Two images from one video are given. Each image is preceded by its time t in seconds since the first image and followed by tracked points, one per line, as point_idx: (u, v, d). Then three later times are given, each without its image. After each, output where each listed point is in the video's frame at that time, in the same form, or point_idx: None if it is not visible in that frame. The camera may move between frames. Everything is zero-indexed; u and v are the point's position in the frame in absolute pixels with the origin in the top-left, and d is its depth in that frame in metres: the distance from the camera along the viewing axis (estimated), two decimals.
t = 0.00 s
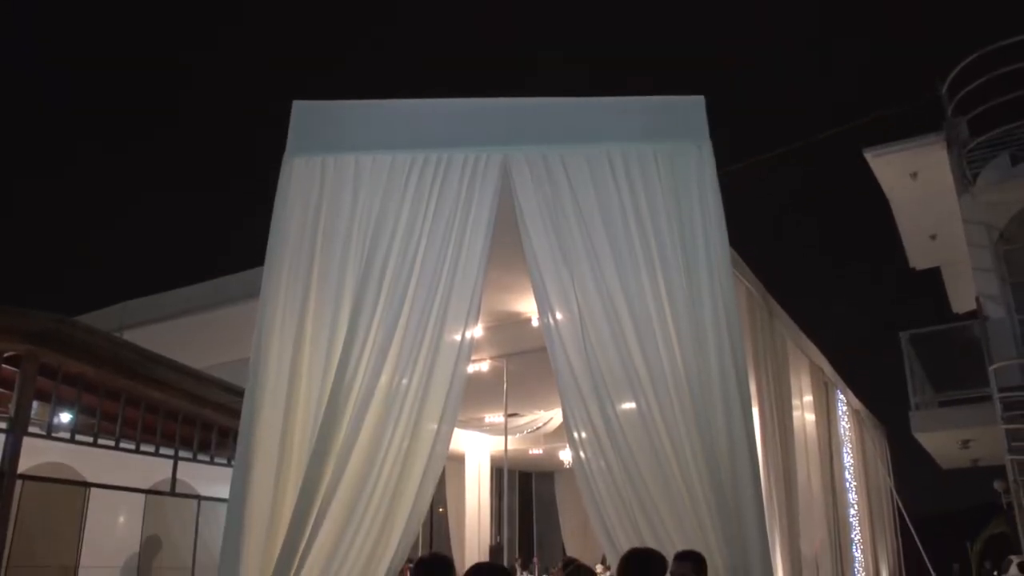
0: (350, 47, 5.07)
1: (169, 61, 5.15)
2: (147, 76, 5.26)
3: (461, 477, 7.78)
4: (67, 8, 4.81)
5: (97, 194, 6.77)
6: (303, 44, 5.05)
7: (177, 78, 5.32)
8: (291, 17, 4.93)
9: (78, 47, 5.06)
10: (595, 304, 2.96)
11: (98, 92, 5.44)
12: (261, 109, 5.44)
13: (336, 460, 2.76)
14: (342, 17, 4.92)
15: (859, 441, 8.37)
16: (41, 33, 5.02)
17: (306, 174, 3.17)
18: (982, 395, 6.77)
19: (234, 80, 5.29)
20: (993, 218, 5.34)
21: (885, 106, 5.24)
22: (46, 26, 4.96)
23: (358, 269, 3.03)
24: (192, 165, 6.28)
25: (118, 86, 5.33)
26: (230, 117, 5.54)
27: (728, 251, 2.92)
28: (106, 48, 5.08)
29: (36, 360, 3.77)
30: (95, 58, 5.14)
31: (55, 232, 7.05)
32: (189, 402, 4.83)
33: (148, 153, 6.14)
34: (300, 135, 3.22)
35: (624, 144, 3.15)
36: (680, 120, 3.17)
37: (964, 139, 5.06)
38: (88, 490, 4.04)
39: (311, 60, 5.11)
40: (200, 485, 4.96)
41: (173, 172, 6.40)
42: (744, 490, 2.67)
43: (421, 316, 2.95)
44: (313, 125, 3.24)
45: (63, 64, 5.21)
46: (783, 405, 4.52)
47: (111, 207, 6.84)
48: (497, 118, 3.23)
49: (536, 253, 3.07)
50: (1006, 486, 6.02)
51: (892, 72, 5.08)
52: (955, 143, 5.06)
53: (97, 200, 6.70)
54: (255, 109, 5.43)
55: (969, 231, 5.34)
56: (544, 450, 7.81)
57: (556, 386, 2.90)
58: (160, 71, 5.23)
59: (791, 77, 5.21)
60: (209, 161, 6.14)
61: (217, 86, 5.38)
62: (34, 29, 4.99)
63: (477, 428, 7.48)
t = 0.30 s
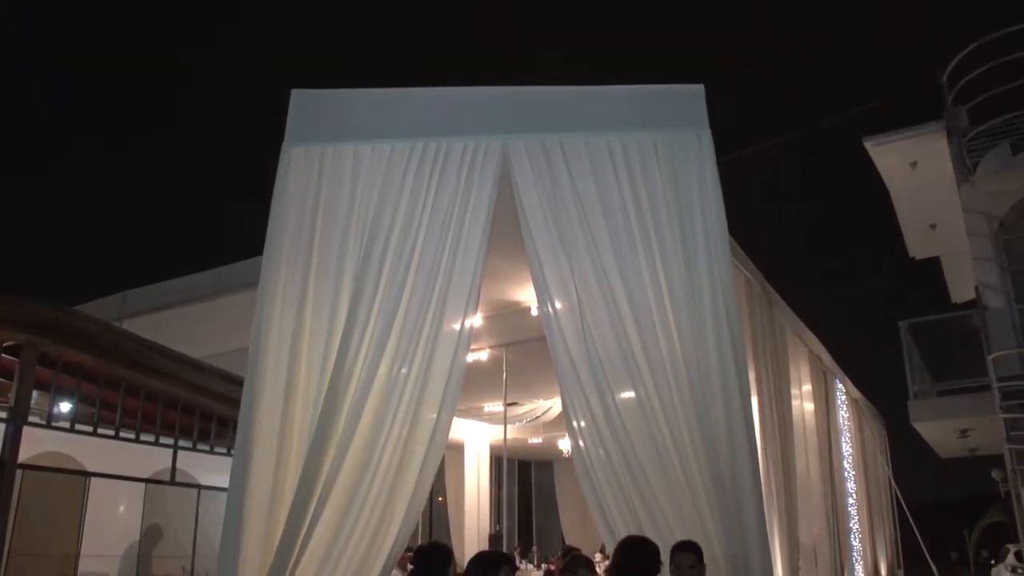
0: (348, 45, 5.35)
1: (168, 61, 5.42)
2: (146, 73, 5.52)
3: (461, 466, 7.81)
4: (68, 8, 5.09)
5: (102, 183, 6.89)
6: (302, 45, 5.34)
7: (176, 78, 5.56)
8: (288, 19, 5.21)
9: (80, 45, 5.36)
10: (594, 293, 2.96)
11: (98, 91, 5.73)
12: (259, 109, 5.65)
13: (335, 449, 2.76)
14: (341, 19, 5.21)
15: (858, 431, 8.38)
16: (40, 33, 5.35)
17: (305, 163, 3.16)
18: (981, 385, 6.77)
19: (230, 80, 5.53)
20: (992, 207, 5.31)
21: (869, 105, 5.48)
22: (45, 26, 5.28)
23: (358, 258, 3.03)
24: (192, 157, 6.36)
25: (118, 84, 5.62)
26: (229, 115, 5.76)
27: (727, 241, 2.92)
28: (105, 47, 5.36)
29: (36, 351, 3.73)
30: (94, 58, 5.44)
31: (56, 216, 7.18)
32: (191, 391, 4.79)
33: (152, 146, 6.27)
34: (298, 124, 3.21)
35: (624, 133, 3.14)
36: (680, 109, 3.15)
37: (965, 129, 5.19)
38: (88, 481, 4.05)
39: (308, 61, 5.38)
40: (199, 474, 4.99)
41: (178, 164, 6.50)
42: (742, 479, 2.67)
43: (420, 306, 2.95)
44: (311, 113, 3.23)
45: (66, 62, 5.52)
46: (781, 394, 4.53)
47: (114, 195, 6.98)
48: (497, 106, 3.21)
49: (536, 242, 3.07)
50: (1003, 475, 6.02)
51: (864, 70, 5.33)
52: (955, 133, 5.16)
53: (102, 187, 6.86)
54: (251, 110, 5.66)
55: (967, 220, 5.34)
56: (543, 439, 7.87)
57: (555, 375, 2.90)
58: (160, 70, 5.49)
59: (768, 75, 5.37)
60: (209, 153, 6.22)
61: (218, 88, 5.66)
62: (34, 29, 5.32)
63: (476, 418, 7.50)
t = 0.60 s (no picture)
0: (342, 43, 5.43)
1: (169, 61, 5.56)
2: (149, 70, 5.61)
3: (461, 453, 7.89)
4: (69, 8, 5.12)
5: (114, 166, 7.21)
6: (302, 44, 5.44)
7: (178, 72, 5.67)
8: (288, 17, 5.27)
9: (82, 45, 5.45)
10: (593, 283, 2.96)
11: (103, 83, 5.87)
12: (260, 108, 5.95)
13: (335, 438, 2.77)
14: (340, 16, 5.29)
15: (856, 421, 8.42)
16: (40, 34, 5.44)
17: (304, 150, 3.16)
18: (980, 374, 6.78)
19: (236, 77, 5.71)
20: (993, 196, 5.32)
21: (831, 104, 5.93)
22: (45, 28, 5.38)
23: (356, 247, 3.03)
24: (199, 146, 6.66)
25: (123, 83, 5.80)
26: (233, 111, 6.05)
27: (726, 230, 2.91)
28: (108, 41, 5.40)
29: (36, 340, 3.76)
30: (95, 58, 5.55)
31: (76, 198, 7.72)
32: (189, 379, 4.84)
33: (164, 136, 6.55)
34: (297, 111, 3.20)
35: (623, 120, 3.14)
36: (679, 97, 3.15)
37: (964, 117, 5.17)
38: (90, 470, 4.06)
39: (305, 61, 5.47)
40: (200, 463, 4.99)
41: (188, 152, 6.82)
42: (742, 468, 2.68)
43: (420, 295, 2.95)
44: (310, 101, 3.22)
45: (59, 64, 5.70)
46: (780, 383, 4.54)
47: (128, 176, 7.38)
48: (495, 93, 3.21)
49: (535, 231, 3.07)
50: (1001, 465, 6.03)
51: (838, 70, 5.61)
52: (954, 122, 5.16)
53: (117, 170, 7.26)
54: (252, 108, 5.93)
55: (968, 210, 5.34)
56: (543, 427, 7.93)
57: (554, 364, 2.91)
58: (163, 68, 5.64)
59: (753, 69, 5.54)
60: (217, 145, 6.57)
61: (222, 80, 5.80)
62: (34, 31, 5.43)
63: (476, 406, 7.49)
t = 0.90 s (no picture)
0: (335, 38, 5.85)
1: (169, 61, 6.00)
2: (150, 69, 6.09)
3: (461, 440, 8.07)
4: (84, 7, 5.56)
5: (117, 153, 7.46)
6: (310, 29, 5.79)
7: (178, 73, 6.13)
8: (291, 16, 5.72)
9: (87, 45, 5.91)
10: (593, 271, 2.96)
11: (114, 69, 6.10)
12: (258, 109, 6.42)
13: (335, 426, 2.77)
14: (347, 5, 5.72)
15: (856, 410, 8.43)
16: (41, 33, 5.96)
17: (304, 138, 3.15)
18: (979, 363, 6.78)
19: (248, 63, 6.06)
20: (993, 184, 5.29)
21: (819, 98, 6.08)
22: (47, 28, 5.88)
23: (356, 235, 3.02)
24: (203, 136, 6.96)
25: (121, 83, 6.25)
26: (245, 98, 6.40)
27: (726, 219, 2.91)
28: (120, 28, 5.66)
29: (36, 329, 3.76)
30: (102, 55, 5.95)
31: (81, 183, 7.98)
32: (189, 368, 4.83)
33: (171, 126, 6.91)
34: (296, 99, 3.19)
35: (622, 109, 3.13)
36: (679, 85, 3.13)
37: (965, 106, 5.08)
38: (90, 459, 4.08)
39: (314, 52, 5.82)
40: (200, 452, 5.00)
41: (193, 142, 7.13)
42: (741, 457, 2.69)
43: (420, 284, 2.95)
44: (309, 89, 3.21)
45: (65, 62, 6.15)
46: (780, 373, 4.55)
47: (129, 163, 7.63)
48: (495, 81, 3.20)
49: (535, 220, 3.06)
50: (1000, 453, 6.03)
51: (814, 67, 6.00)
52: (955, 110, 5.10)
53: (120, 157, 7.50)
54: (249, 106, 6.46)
55: (968, 197, 5.33)
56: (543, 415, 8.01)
57: (554, 352, 2.91)
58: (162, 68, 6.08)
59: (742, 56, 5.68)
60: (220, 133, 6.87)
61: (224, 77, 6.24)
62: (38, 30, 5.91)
63: (475, 395, 7.51)
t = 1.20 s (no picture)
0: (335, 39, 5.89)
1: (170, 61, 6.39)
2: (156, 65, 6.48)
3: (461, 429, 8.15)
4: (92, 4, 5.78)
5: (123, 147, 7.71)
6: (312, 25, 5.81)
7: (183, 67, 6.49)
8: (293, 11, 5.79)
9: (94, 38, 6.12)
10: (593, 260, 2.96)
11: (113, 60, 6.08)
12: (258, 109, 6.76)
13: (335, 414, 2.78)
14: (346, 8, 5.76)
15: (855, 399, 8.45)
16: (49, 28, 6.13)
17: (303, 127, 3.14)
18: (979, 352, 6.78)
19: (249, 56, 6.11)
20: (993, 173, 5.29)
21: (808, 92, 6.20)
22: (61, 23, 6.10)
23: (355, 224, 3.02)
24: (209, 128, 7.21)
25: (129, 81, 6.65)
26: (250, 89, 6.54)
27: (726, 208, 2.91)
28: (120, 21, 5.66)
29: (36, 318, 3.75)
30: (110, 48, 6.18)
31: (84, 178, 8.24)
32: (191, 357, 4.80)
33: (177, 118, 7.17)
34: (295, 87, 3.18)
35: (623, 97, 3.12)
36: (679, 72, 3.13)
37: (967, 95, 5.17)
38: (91, 447, 4.10)
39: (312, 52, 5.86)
40: (200, 440, 5.00)
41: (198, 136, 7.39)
42: (739, 446, 2.70)
43: (419, 273, 2.95)
44: (308, 78, 3.20)
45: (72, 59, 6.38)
46: (780, 363, 4.56)
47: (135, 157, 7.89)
48: (494, 68, 3.19)
49: (535, 208, 3.05)
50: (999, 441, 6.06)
51: (802, 66, 6.06)
52: (956, 99, 5.20)
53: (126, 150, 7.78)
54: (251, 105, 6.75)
55: (968, 185, 5.33)
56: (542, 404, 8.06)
57: (554, 340, 2.91)
58: (164, 67, 6.47)
59: (741, 49, 5.67)
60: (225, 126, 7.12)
61: (227, 75, 6.57)
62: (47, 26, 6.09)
63: (476, 383, 7.53)
